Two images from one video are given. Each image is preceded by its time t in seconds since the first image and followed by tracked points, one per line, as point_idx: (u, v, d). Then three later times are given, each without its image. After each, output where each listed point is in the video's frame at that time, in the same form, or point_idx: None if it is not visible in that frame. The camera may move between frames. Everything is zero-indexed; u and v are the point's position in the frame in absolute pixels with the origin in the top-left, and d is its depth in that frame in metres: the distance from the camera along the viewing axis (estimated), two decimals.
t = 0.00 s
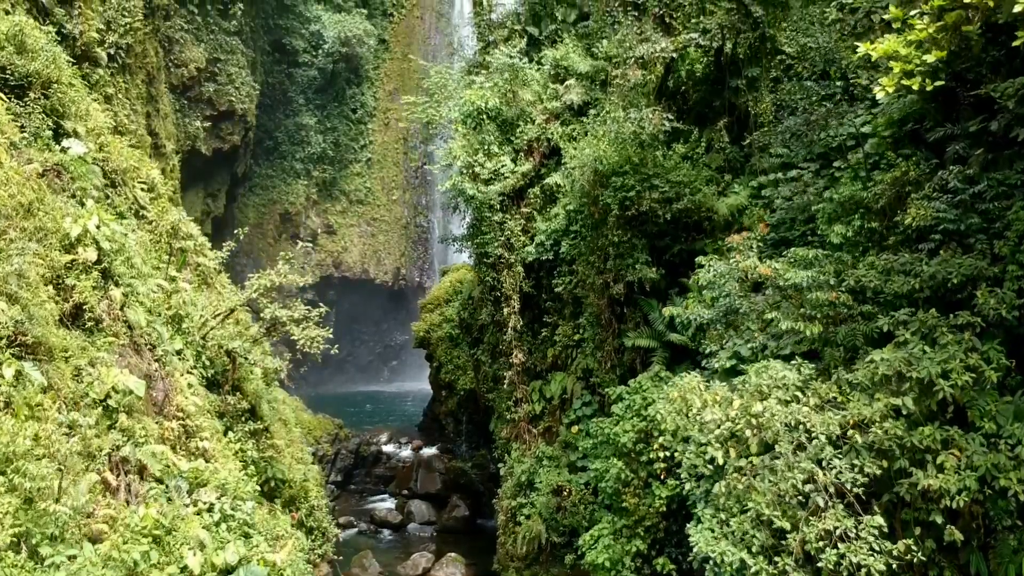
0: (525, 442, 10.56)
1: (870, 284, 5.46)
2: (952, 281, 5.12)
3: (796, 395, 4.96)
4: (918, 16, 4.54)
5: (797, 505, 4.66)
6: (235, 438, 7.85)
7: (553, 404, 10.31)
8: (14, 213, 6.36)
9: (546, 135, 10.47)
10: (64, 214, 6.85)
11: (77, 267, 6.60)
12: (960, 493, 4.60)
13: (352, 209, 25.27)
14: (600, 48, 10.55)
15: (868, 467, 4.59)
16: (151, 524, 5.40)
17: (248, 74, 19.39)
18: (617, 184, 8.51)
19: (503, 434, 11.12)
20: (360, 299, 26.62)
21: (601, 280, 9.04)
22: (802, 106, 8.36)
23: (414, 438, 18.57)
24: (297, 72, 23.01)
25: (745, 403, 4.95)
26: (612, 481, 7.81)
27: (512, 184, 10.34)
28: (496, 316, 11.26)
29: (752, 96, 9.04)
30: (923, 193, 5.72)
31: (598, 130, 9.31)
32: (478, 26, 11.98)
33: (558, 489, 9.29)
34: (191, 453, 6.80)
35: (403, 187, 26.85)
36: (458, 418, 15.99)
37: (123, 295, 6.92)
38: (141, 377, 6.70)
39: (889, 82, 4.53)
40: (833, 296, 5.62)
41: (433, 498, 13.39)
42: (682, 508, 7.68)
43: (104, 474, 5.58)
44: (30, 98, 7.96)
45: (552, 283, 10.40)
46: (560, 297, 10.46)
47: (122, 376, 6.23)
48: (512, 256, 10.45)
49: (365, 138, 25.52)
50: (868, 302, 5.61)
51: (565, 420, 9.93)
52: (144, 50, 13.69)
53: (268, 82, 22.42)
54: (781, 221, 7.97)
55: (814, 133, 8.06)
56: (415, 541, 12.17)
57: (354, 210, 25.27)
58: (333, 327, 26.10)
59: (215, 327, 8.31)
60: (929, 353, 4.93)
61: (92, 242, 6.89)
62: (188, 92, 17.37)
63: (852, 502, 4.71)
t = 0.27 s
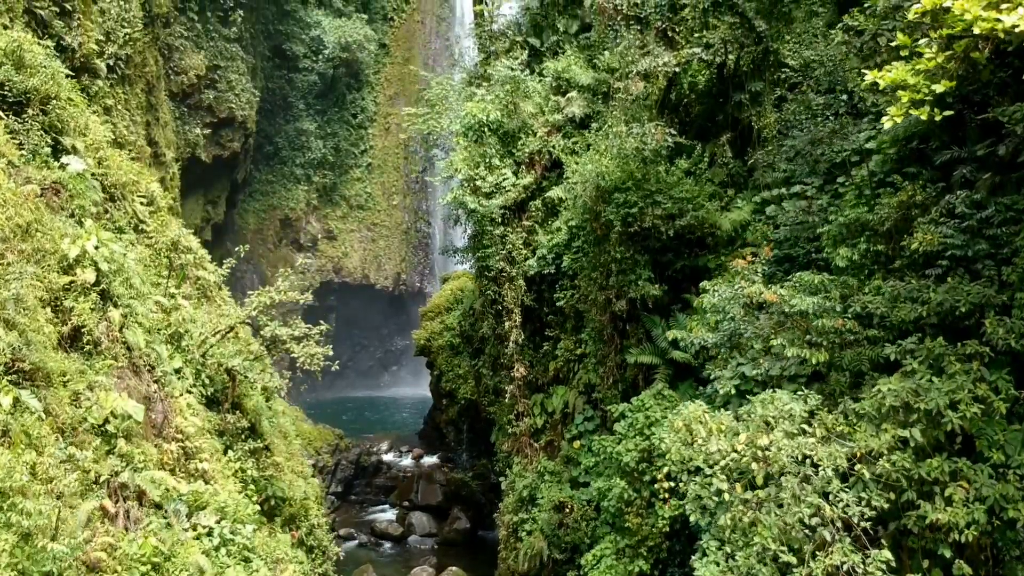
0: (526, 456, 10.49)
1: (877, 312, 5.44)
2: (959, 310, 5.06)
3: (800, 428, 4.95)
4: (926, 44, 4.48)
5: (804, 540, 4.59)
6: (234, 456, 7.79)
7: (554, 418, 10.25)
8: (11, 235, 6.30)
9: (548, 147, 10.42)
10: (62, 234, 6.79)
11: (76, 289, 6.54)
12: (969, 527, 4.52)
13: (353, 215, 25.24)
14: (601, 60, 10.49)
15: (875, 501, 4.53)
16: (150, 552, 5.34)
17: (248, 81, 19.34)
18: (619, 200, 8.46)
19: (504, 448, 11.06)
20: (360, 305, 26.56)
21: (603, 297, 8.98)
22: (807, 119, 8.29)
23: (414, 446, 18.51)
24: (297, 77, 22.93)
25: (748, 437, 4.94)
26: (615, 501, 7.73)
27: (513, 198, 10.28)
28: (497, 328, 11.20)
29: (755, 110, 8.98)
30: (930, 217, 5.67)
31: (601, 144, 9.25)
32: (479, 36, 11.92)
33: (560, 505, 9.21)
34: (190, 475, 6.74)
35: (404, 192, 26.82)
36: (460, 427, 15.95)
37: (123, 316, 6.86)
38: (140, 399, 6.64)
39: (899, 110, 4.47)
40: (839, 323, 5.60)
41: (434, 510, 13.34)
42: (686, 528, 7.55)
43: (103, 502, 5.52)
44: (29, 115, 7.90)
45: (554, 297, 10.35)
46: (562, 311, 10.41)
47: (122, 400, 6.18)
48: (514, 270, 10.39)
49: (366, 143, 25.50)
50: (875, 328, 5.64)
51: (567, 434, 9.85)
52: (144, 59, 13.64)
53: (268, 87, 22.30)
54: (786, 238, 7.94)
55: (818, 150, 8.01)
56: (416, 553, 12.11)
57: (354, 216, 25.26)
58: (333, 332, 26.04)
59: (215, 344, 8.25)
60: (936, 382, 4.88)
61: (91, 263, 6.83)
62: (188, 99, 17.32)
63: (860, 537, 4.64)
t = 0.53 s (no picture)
0: (528, 471, 10.42)
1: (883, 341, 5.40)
2: (967, 340, 5.01)
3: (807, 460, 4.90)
4: (934, 74, 4.43)
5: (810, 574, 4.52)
6: (233, 476, 7.72)
7: (556, 432, 10.17)
8: (9, 258, 6.26)
9: (549, 161, 10.36)
10: (60, 255, 6.73)
11: (75, 311, 6.49)
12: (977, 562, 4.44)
13: (353, 220, 25.20)
14: (603, 72, 10.43)
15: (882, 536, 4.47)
16: None
17: (248, 87, 19.30)
18: (621, 217, 8.41)
19: (505, 462, 10.99)
20: (360, 310, 26.49)
21: (605, 313, 8.91)
22: (810, 136, 8.21)
23: (415, 454, 18.43)
24: (297, 82, 22.92)
25: (754, 470, 4.88)
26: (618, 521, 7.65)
27: (515, 211, 10.20)
28: (498, 341, 11.12)
29: (758, 125, 8.91)
30: (936, 243, 5.61)
31: (603, 159, 9.18)
32: (480, 48, 11.86)
33: (562, 523, 9.13)
34: (189, 498, 6.67)
35: (404, 197, 26.76)
36: (460, 436, 15.90)
37: (122, 338, 6.81)
38: (138, 423, 6.58)
39: (907, 142, 4.42)
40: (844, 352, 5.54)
41: (435, 523, 13.27)
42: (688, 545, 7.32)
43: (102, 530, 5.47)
44: (27, 132, 7.85)
45: (555, 311, 10.28)
46: (563, 326, 10.36)
47: (120, 425, 6.12)
48: (515, 284, 10.32)
49: (366, 148, 25.47)
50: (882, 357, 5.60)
51: (569, 450, 9.78)
52: (144, 68, 13.58)
53: (269, 93, 22.35)
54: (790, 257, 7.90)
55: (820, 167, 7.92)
56: (417, 567, 12.03)
57: (354, 221, 25.22)
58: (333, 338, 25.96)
59: (214, 362, 8.18)
60: (944, 414, 4.82)
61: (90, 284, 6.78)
62: (188, 107, 17.28)
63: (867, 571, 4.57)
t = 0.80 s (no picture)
0: (529, 486, 10.35)
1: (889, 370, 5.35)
2: (974, 370, 4.95)
3: (812, 493, 4.86)
4: (941, 105, 4.38)
5: None
6: (233, 497, 7.65)
7: (557, 448, 10.10)
8: (5, 281, 6.21)
9: (551, 174, 10.31)
10: (58, 277, 6.68)
11: (74, 334, 6.44)
12: None
13: (353, 226, 25.16)
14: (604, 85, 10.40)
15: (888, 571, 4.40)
16: None
17: (248, 94, 19.25)
18: (623, 234, 8.36)
19: (506, 476, 10.92)
20: (359, 316, 26.42)
21: (606, 330, 8.85)
22: (813, 154, 8.17)
23: (415, 463, 18.37)
24: (297, 88, 22.89)
25: (759, 504, 4.83)
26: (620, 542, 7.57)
27: (515, 225, 10.14)
28: (499, 355, 11.07)
29: (761, 140, 8.87)
30: (942, 269, 5.55)
31: (605, 174, 9.12)
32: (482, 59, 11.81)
33: (563, 540, 9.05)
34: (187, 521, 6.61)
35: (404, 202, 26.70)
36: (461, 446, 15.85)
37: (121, 360, 6.76)
38: (137, 446, 6.52)
39: (914, 173, 4.36)
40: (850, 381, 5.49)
41: (435, 536, 13.20)
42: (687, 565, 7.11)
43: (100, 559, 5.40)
44: (25, 149, 7.79)
45: (557, 326, 10.23)
46: (565, 340, 10.30)
47: (118, 450, 6.06)
48: (516, 298, 10.26)
49: (366, 153, 25.45)
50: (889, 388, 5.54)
51: (570, 466, 9.71)
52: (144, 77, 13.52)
53: (269, 98, 22.33)
54: (794, 275, 7.84)
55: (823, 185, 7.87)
56: None
57: (355, 227, 25.18)
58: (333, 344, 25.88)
59: (214, 381, 8.13)
60: (951, 446, 4.76)
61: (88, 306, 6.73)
62: (188, 115, 17.23)
63: None
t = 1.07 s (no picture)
0: (530, 501, 10.28)
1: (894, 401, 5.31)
2: (980, 401, 4.91)
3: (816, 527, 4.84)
4: (949, 138, 4.33)
5: None
6: (232, 517, 7.61)
7: (558, 463, 10.04)
8: (3, 304, 6.15)
9: (552, 188, 10.27)
10: (56, 299, 6.62)
11: (73, 358, 6.39)
12: None
13: (354, 231, 25.12)
14: (605, 98, 10.36)
15: None
16: None
17: (247, 101, 19.21)
18: (625, 252, 8.32)
19: (507, 490, 10.86)
20: (359, 322, 26.36)
21: (608, 347, 8.80)
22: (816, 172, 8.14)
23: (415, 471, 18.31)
24: (297, 93, 22.86)
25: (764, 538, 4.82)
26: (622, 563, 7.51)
27: (516, 240, 10.09)
28: (500, 368, 11.01)
29: (764, 156, 8.82)
30: (948, 296, 5.50)
31: (607, 189, 9.05)
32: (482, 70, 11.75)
33: (564, 557, 8.98)
34: (186, 545, 6.56)
35: (404, 207, 26.61)
36: (461, 455, 15.80)
37: (120, 383, 6.71)
38: (136, 470, 6.47)
39: (922, 206, 4.32)
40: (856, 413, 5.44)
41: (435, 548, 13.14)
42: None
43: None
44: (23, 167, 7.74)
45: (558, 341, 10.18)
46: (566, 354, 10.26)
47: (118, 475, 6.01)
48: (517, 312, 10.21)
49: (366, 158, 25.42)
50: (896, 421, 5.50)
51: (571, 481, 9.64)
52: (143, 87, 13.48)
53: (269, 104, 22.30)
54: (796, 293, 7.83)
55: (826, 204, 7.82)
56: None
57: (355, 232, 25.15)
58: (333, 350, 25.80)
59: (214, 401, 8.08)
60: (958, 479, 4.70)
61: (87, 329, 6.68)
62: (188, 122, 17.19)
63: None
